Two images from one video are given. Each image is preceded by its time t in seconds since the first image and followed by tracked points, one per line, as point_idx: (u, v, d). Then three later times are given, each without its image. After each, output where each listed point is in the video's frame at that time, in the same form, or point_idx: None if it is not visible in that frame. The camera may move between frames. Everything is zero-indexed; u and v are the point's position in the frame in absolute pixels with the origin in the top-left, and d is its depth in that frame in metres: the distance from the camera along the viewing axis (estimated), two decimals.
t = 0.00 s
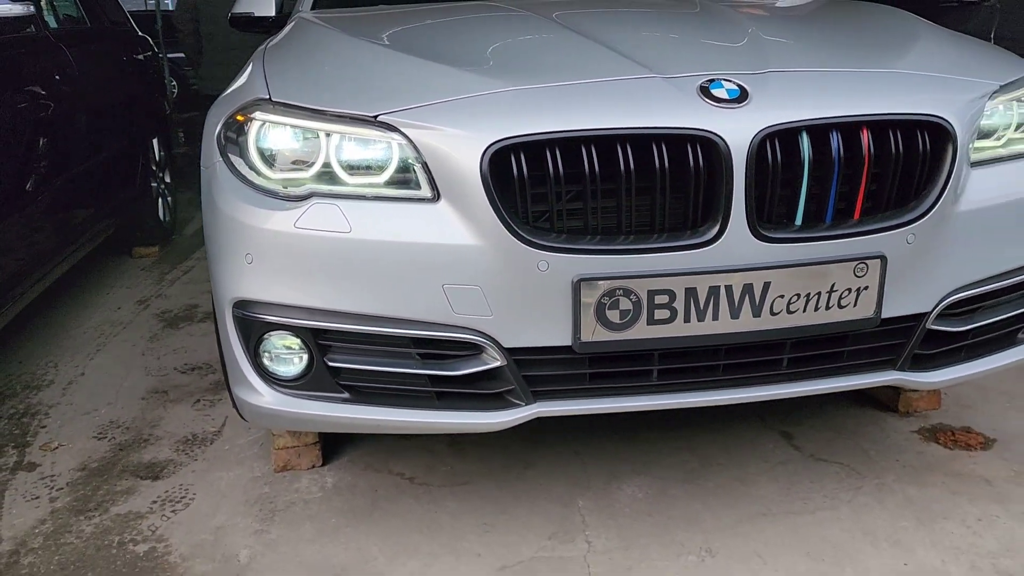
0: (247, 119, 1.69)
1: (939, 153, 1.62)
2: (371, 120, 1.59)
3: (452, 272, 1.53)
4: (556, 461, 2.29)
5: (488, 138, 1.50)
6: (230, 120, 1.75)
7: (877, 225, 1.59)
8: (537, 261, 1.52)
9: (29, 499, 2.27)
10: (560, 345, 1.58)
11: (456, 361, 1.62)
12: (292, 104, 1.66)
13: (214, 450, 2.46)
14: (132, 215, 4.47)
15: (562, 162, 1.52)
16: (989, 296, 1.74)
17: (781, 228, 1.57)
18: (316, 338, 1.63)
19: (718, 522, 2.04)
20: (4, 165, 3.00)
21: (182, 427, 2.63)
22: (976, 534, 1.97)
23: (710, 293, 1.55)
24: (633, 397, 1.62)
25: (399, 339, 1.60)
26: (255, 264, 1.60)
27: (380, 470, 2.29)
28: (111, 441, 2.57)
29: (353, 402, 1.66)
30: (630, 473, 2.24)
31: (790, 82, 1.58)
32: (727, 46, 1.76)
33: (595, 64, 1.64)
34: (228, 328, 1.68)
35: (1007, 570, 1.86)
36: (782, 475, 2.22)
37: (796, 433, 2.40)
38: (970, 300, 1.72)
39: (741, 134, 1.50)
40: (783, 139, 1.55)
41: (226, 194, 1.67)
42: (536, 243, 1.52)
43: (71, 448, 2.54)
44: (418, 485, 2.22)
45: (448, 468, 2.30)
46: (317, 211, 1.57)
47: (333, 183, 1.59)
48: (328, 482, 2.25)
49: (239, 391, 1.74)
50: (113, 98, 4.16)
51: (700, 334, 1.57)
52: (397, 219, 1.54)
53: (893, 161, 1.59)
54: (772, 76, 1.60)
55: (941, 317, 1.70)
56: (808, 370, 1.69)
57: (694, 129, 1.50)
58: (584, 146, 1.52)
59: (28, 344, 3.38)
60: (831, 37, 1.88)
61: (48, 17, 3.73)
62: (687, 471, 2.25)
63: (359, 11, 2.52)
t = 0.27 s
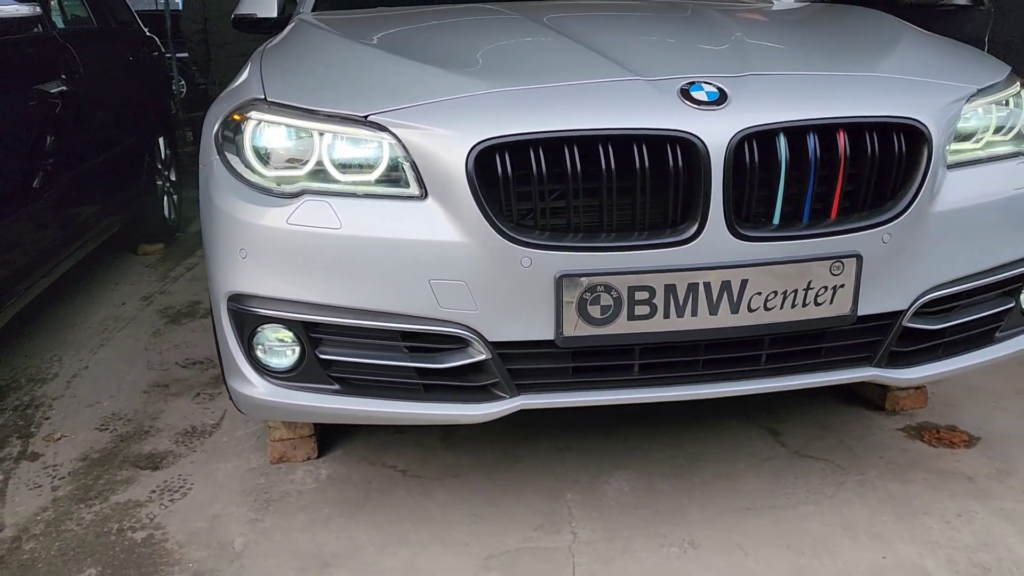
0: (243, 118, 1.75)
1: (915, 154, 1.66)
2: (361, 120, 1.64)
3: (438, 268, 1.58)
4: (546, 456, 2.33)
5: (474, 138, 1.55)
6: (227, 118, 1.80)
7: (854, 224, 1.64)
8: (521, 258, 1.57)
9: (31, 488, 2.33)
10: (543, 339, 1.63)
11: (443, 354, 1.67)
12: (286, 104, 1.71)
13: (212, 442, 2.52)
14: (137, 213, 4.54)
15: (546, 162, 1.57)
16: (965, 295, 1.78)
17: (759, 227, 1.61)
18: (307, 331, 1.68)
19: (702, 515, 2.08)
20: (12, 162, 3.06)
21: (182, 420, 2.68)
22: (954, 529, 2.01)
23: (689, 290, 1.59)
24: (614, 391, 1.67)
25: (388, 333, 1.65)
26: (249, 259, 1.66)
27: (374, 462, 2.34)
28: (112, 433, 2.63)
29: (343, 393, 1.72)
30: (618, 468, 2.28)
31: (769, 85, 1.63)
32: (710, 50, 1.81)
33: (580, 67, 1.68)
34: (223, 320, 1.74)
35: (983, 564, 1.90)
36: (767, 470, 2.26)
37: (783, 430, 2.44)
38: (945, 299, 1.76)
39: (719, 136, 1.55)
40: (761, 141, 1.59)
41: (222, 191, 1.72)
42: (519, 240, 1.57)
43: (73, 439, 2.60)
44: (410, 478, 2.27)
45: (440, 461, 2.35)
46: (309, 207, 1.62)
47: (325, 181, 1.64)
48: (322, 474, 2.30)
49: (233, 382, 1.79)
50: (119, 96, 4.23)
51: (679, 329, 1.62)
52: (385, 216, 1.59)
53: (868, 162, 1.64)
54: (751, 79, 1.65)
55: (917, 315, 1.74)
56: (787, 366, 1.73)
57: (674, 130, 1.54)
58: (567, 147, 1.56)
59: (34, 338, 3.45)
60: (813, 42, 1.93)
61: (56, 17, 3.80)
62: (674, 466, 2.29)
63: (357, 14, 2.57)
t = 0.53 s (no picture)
0: (239, 119, 1.80)
1: (892, 158, 1.70)
2: (353, 121, 1.69)
3: (425, 265, 1.63)
4: (536, 452, 2.38)
5: (460, 140, 1.60)
6: (224, 119, 1.86)
7: (831, 226, 1.68)
8: (505, 257, 1.61)
9: (34, 478, 2.39)
10: (527, 336, 1.67)
11: (430, 349, 1.71)
12: (281, 105, 1.76)
13: (211, 436, 2.57)
14: (143, 211, 4.60)
15: (530, 163, 1.61)
16: (943, 296, 1.82)
17: (738, 228, 1.66)
18: (299, 326, 1.73)
19: (686, 511, 2.12)
20: (20, 160, 3.13)
21: (181, 414, 2.74)
22: (934, 526, 2.04)
23: (669, 289, 1.63)
24: (596, 386, 1.71)
25: (377, 329, 1.70)
26: (243, 256, 1.71)
27: (367, 456, 2.39)
28: (113, 426, 2.68)
29: (333, 387, 1.77)
30: (607, 464, 2.33)
31: (749, 90, 1.67)
32: (695, 56, 1.85)
33: (566, 71, 1.73)
34: (218, 315, 1.79)
35: (961, 560, 1.93)
36: (752, 467, 2.30)
37: (770, 429, 2.48)
38: (923, 300, 1.80)
39: (698, 139, 1.59)
40: (740, 144, 1.63)
41: (218, 190, 1.77)
42: (504, 239, 1.61)
43: (75, 432, 2.66)
44: (402, 472, 2.32)
45: (432, 455, 2.40)
46: (301, 206, 1.67)
47: (317, 181, 1.69)
48: (317, 467, 2.35)
49: (228, 375, 1.84)
50: (126, 96, 4.30)
51: (659, 327, 1.66)
52: (375, 214, 1.64)
53: (845, 165, 1.68)
54: (732, 84, 1.69)
55: (895, 315, 1.78)
56: (766, 364, 1.77)
57: (655, 133, 1.59)
58: (551, 149, 1.61)
59: (39, 333, 3.51)
60: (797, 48, 1.97)
61: (64, 19, 3.87)
62: (661, 462, 2.33)
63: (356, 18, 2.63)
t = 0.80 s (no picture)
0: (240, 120, 1.84)
1: (879, 161, 1.74)
2: (351, 123, 1.72)
3: (421, 264, 1.67)
4: (533, 449, 2.41)
5: (455, 141, 1.63)
6: (226, 120, 1.90)
7: (819, 227, 1.71)
8: (499, 255, 1.65)
9: (39, 471, 2.43)
10: (520, 333, 1.71)
11: (426, 346, 1.75)
12: (281, 107, 1.80)
13: (213, 431, 2.61)
14: (149, 210, 4.65)
15: (523, 164, 1.65)
16: (930, 296, 1.86)
17: (727, 228, 1.69)
18: (297, 323, 1.77)
19: (679, 506, 2.15)
20: (27, 159, 3.18)
21: (185, 410, 2.78)
22: (923, 523, 2.07)
23: (659, 288, 1.67)
24: (588, 383, 1.75)
25: (373, 326, 1.74)
26: (243, 254, 1.75)
27: (367, 452, 2.43)
28: (117, 421, 2.73)
29: (331, 382, 1.80)
30: (602, 460, 2.36)
31: (739, 93, 1.70)
32: (687, 60, 1.89)
33: (560, 74, 1.77)
34: (218, 312, 1.83)
35: (948, 557, 1.96)
36: (745, 464, 2.34)
37: (764, 427, 2.51)
38: (910, 300, 1.83)
39: (688, 142, 1.63)
40: (729, 146, 1.67)
41: (219, 189, 1.81)
42: (497, 238, 1.65)
43: (80, 427, 2.70)
44: (400, 467, 2.36)
45: (430, 452, 2.43)
46: (300, 205, 1.71)
47: (316, 181, 1.73)
48: (317, 462, 2.39)
49: (228, 371, 1.88)
50: (132, 96, 4.34)
51: (650, 326, 1.69)
52: (372, 214, 1.68)
53: (833, 167, 1.71)
54: (723, 87, 1.72)
55: (882, 315, 1.82)
56: (755, 362, 1.80)
57: (645, 136, 1.63)
58: (544, 150, 1.65)
59: (46, 329, 3.56)
60: (788, 53, 2.01)
61: (71, 19, 3.92)
62: (656, 459, 2.37)
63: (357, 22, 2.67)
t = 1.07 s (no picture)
0: (242, 120, 1.88)
1: (866, 161, 1.78)
2: (349, 122, 1.77)
3: (417, 260, 1.71)
4: (528, 443, 2.46)
5: (450, 141, 1.68)
6: (228, 120, 1.94)
7: (806, 226, 1.75)
8: (493, 252, 1.69)
9: (43, 464, 2.47)
10: (514, 328, 1.75)
11: (422, 341, 1.79)
12: (282, 107, 1.85)
13: (214, 425, 2.66)
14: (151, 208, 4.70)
15: (517, 164, 1.69)
16: (916, 294, 1.90)
17: (716, 226, 1.73)
18: (296, 318, 1.81)
19: (671, 499, 2.19)
20: (30, 157, 3.22)
21: (186, 405, 2.83)
22: (910, 517, 2.11)
23: (650, 284, 1.71)
24: (580, 377, 1.79)
25: (371, 321, 1.78)
26: (244, 250, 1.79)
27: (365, 446, 2.47)
28: (120, 415, 2.77)
29: (329, 376, 1.85)
30: (595, 454, 2.41)
31: (728, 95, 1.74)
32: (679, 61, 1.93)
33: (554, 75, 1.81)
34: (219, 307, 1.87)
35: (934, 549, 2.00)
36: (736, 458, 2.38)
37: (756, 423, 2.55)
38: (896, 297, 1.87)
39: (678, 142, 1.67)
40: (718, 146, 1.71)
41: (221, 187, 1.86)
42: (491, 236, 1.69)
43: (83, 421, 2.74)
44: (398, 461, 2.40)
45: (428, 446, 2.48)
46: (300, 203, 1.75)
47: (315, 179, 1.77)
48: (316, 456, 2.43)
49: (229, 365, 1.93)
50: (134, 95, 4.39)
51: (641, 321, 1.73)
52: (369, 211, 1.72)
53: (820, 167, 1.75)
54: (713, 89, 1.76)
55: (869, 311, 1.86)
56: (744, 357, 1.84)
57: (636, 136, 1.67)
58: (537, 150, 1.69)
59: (49, 325, 3.61)
60: (778, 56, 2.05)
61: (73, 18, 3.96)
62: (649, 453, 2.41)
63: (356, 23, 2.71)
